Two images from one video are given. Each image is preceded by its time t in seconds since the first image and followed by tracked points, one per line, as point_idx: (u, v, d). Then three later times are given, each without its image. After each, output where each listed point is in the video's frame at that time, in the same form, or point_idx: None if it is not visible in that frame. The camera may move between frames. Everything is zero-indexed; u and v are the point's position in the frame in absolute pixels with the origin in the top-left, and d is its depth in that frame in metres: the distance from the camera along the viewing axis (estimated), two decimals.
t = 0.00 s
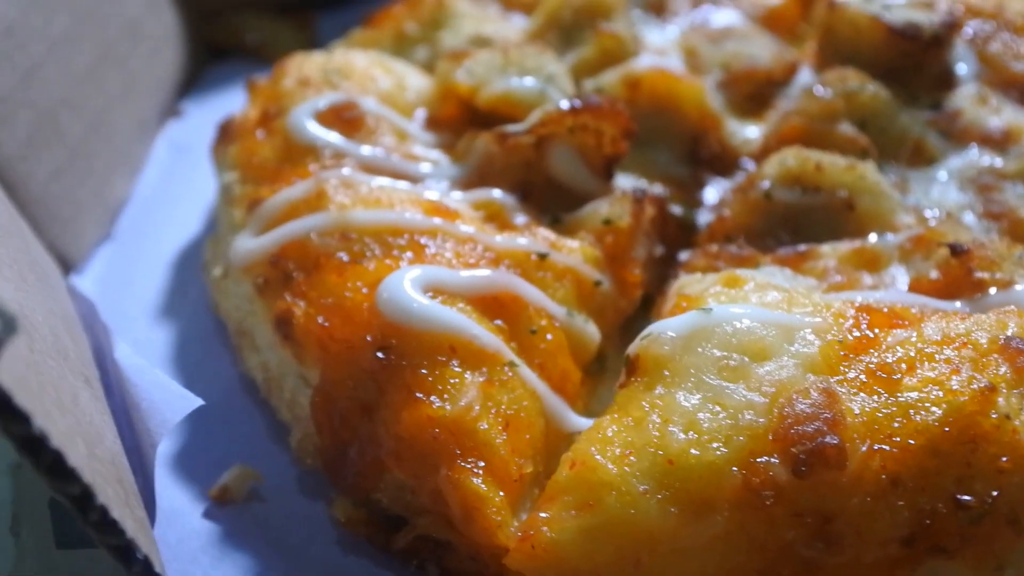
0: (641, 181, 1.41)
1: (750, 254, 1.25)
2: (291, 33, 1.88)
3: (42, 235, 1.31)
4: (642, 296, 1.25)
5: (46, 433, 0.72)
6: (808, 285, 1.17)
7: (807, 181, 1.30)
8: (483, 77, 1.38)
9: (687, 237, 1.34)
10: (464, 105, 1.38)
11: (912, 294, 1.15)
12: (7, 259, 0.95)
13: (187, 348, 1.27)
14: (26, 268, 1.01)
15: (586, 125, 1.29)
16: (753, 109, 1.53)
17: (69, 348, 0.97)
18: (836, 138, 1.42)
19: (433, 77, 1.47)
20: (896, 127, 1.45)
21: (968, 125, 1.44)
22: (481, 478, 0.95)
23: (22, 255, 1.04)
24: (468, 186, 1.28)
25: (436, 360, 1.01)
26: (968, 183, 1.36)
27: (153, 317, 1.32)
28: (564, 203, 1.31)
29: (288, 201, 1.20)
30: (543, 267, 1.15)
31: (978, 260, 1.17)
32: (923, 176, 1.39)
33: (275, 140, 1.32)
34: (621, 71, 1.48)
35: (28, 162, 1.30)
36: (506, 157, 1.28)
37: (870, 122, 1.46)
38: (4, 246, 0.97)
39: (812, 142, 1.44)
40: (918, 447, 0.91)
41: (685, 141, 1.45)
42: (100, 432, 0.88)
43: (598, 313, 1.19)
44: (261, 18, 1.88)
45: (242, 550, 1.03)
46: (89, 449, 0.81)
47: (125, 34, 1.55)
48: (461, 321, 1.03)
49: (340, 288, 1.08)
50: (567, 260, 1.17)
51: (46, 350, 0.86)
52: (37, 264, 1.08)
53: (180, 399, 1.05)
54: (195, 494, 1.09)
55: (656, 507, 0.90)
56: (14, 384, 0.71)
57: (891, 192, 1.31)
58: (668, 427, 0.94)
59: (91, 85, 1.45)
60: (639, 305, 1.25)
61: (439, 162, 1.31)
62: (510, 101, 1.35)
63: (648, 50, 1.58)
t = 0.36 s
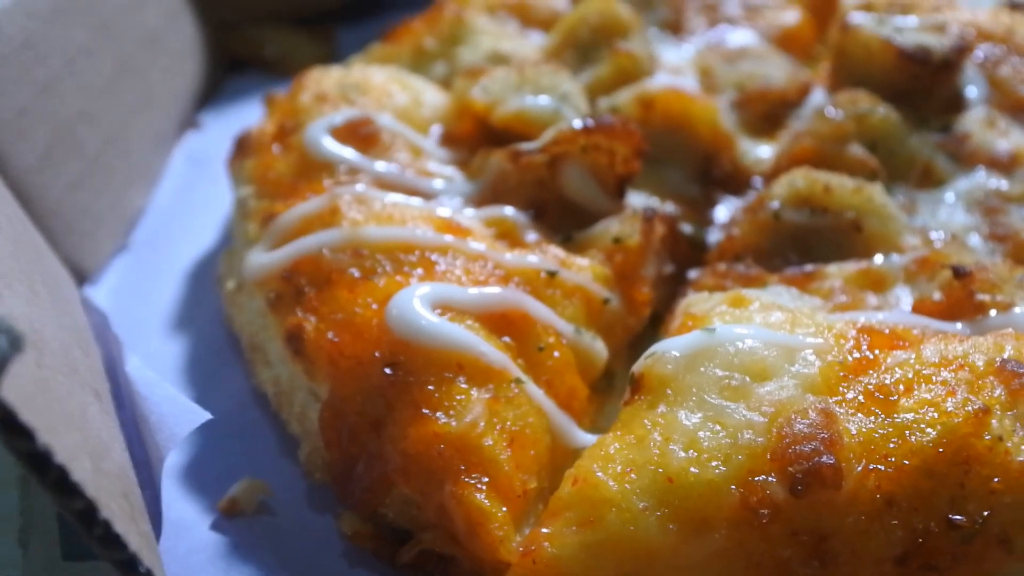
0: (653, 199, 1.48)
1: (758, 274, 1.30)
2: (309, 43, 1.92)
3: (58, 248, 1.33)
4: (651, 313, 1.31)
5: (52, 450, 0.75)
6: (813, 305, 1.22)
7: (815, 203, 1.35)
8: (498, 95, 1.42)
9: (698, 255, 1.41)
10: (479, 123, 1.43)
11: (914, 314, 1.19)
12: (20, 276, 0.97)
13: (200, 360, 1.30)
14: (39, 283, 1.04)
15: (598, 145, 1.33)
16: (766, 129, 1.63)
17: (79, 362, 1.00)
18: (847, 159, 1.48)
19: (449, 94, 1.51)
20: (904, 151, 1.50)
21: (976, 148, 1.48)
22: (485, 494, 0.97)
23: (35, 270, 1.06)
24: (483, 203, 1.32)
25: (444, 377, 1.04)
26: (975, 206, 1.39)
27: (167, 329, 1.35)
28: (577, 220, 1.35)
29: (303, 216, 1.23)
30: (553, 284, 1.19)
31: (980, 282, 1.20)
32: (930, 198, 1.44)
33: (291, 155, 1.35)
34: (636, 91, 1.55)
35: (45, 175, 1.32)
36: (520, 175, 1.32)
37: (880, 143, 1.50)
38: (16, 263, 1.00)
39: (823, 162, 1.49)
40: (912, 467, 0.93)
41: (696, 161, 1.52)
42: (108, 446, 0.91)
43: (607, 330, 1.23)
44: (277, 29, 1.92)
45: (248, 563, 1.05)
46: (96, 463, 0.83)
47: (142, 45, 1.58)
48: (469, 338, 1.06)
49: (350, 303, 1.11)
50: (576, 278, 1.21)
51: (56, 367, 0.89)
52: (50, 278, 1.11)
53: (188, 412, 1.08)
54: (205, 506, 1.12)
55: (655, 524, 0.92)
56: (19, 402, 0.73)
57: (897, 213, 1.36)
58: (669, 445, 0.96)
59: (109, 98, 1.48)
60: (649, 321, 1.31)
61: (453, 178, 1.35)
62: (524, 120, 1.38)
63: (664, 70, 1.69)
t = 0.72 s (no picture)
0: (647, 188, 1.42)
1: (758, 264, 1.24)
2: (293, 30, 1.86)
3: (21, 239, 1.26)
4: (645, 306, 1.24)
5: None
6: (818, 297, 1.16)
7: (820, 190, 1.30)
8: (484, 78, 1.35)
9: (696, 247, 1.34)
10: (466, 107, 1.35)
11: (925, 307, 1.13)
12: None
13: (171, 355, 1.24)
14: None
15: (590, 129, 1.27)
16: (767, 116, 1.57)
17: (30, 352, 0.92)
18: (851, 145, 1.43)
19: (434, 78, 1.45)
20: (912, 138, 1.45)
21: (987, 135, 1.42)
22: (465, 495, 0.91)
23: None
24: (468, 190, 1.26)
25: (422, 370, 0.97)
26: (986, 196, 1.33)
27: (136, 324, 1.28)
28: (567, 208, 1.29)
29: (276, 201, 1.16)
30: (541, 273, 1.12)
31: (994, 273, 1.14)
32: (940, 187, 1.38)
33: (266, 140, 1.28)
34: (630, 74, 1.48)
35: (6, 161, 1.24)
36: (507, 159, 1.26)
37: (887, 130, 1.46)
38: None
39: (827, 149, 1.44)
40: (925, 467, 0.86)
41: (694, 148, 1.46)
42: (55, 442, 0.84)
43: (599, 322, 1.17)
44: (262, 18, 1.86)
45: (216, 567, 0.99)
46: (38, 460, 0.77)
47: (114, 29, 1.52)
48: (450, 329, 0.99)
49: (324, 292, 1.04)
50: (566, 267, 1.14)
51: None
52: (5, 265, 1.04)
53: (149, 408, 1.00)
54: (172, 508, 1.05)
55: (647, 526, 0.86)
56: None
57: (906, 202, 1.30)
58: (663, 443, 0.90)
59: (77, 82, 1.41)
60: (643, 315, 1.24)
61: (438, 164, 1.29)
62: (511, 102, 1.32)
63: (661, 54, 1.64)
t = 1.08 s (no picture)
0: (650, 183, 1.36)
1: (767, 264, 1.19)
2: (281, 12, 1.79)
3: (18, 226, 1.24)
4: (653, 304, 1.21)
5: (22, 460, 0.65)
6: (828, 299, 1.12)
7: (826, 188, 1.25)
8: (487, 69, 1.30)
9: (698, 244, 1.29)
10: (464, 97, 1.30)
11: (937, 312, 1.10)
12: None
13: (169, 347, 1.20)
14: None
15: (596, 124, 1.23)
16: (764, 110, 1.48)
17: (45, 351, 0.88)
18: (852, 141, 1.36)
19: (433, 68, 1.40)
20: (913, 134, 1.40)
21: (988, 132, 1.39)
22: (488, 502, 0.88)
23: None
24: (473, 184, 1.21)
25: (440, 374, 0.94)
26: (988, 195, 1.31)
27: (134, 314, 1.25)
28: (572, 204, 1.24)
29: (281, 196, 1.12)
30: (552, 273, 1.09)
31: (1009, 278, 1.12)
32: (941, 185, 1.34)
33: (266, 130, 1.24)
34: (630, 65, 1.42)
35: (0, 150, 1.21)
36: (512, 154, 1.21)
37: (889, 125, 1.40)
38: None
39: (825, 143, 1.38)
40: (958, 482, 0.85)
41: (694, 142, 1.40)
42: (78, 449, 0.80)
43: (608, 321, 1.13)
44: None
45: (227, 570, 0.96)
46: (68, 471, 0.73)
47: (108, 14, 1.47)
48: (468, 332, 0.96)
49: (337, 291, 1.01)
50: (576, 266, 1.10)
51: (18, 358, 0.78)
52: (11, 257, 0.99)
53: (167, 412, 1.00)
54: (179, 506, 1.02)
55: (677, 538, 0.84)
56: None
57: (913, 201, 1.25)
58: (691, 453, 0.88)
59: (70, 69, 1.37)
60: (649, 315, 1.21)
61: (440, 156, 1.24)
62: (515, 95, 1.28)
63: (656, 45, 1.52)
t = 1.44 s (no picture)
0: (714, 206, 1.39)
1: (835, 292, 1.23)
2: (332, 19, 1.80)
3: (87, 236, 1.22)
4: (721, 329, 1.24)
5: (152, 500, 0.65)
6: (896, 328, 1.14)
7: (892, 217, 1.29)
8: (556, 90, 1.32)
9: (762, 267, 1.35)
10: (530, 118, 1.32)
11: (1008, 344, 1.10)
12: (77, 269, 0.82)
13: (239, 362, 1.20)
14: (91, 281, 0.89)
15: (668, 148, 1.25)
16: (822, 130, 1.53)
17: (139, 376, 0.87)
18: (914, 167, 1.38)
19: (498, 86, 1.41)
20: (972, 163, 1.42)
21: None
22: (577, 534, 0.89)
23: (83, 264, 0.92)
24: (543, 205, 1.22)
25: (529, 405, 0.95)
26: None
27: (201, 327, 1.24)
28: (642, 226, 1.26)
29: (358, 217, 1.13)
30: (629, 300, 1.11)
31: None
32: (1002, 212, 1.36)
33: (338, 148, 1.25)
34: (694, 86, 1.45)
35: (73, 160, 1.18)
36: (584, 177, 1.23)
37: (949, 151, 1.42)
38: (72, 255, 0.85)
39: (888, 169, 1.40)
40: None
41: (757, 164, 1.43)
42: (182, 478, 0.79)
43: (681, 347, 1.16)
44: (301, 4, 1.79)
45: None
46: (182, 505, 0.73)
47: (170, 19, 1.45)
48: (556, 362, 0.97)
49: (423, 318, 1.01)
50: (653, 293, 1.12)
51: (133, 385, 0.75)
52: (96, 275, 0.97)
53: (260, 438, 1.00)
54: (258, 526, 1.02)
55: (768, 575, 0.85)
56: (120, 448, 0.63)
57: (980, 232, 1.28)
58: (781, 489, 0.89)
59: (136, 75, 1.35)
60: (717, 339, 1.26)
61: (511, 176, 1.25)
62: (584, 117, 1.30)
63: (715, 64, 1.60)
